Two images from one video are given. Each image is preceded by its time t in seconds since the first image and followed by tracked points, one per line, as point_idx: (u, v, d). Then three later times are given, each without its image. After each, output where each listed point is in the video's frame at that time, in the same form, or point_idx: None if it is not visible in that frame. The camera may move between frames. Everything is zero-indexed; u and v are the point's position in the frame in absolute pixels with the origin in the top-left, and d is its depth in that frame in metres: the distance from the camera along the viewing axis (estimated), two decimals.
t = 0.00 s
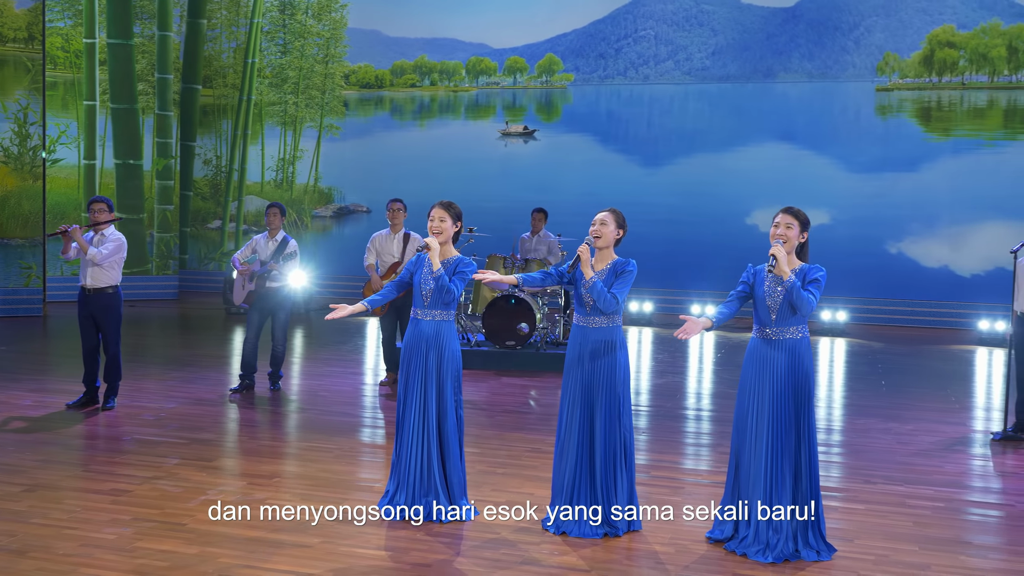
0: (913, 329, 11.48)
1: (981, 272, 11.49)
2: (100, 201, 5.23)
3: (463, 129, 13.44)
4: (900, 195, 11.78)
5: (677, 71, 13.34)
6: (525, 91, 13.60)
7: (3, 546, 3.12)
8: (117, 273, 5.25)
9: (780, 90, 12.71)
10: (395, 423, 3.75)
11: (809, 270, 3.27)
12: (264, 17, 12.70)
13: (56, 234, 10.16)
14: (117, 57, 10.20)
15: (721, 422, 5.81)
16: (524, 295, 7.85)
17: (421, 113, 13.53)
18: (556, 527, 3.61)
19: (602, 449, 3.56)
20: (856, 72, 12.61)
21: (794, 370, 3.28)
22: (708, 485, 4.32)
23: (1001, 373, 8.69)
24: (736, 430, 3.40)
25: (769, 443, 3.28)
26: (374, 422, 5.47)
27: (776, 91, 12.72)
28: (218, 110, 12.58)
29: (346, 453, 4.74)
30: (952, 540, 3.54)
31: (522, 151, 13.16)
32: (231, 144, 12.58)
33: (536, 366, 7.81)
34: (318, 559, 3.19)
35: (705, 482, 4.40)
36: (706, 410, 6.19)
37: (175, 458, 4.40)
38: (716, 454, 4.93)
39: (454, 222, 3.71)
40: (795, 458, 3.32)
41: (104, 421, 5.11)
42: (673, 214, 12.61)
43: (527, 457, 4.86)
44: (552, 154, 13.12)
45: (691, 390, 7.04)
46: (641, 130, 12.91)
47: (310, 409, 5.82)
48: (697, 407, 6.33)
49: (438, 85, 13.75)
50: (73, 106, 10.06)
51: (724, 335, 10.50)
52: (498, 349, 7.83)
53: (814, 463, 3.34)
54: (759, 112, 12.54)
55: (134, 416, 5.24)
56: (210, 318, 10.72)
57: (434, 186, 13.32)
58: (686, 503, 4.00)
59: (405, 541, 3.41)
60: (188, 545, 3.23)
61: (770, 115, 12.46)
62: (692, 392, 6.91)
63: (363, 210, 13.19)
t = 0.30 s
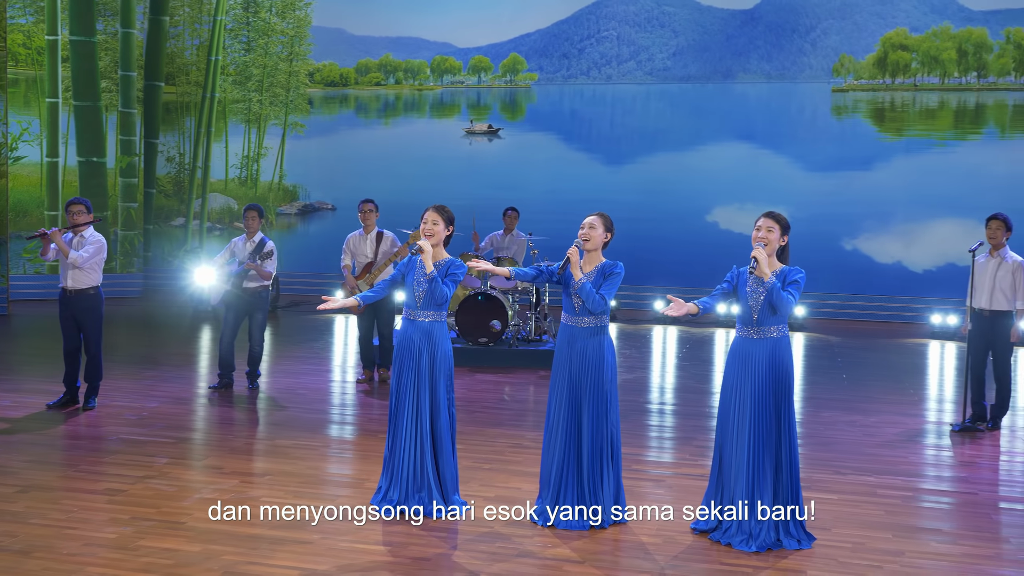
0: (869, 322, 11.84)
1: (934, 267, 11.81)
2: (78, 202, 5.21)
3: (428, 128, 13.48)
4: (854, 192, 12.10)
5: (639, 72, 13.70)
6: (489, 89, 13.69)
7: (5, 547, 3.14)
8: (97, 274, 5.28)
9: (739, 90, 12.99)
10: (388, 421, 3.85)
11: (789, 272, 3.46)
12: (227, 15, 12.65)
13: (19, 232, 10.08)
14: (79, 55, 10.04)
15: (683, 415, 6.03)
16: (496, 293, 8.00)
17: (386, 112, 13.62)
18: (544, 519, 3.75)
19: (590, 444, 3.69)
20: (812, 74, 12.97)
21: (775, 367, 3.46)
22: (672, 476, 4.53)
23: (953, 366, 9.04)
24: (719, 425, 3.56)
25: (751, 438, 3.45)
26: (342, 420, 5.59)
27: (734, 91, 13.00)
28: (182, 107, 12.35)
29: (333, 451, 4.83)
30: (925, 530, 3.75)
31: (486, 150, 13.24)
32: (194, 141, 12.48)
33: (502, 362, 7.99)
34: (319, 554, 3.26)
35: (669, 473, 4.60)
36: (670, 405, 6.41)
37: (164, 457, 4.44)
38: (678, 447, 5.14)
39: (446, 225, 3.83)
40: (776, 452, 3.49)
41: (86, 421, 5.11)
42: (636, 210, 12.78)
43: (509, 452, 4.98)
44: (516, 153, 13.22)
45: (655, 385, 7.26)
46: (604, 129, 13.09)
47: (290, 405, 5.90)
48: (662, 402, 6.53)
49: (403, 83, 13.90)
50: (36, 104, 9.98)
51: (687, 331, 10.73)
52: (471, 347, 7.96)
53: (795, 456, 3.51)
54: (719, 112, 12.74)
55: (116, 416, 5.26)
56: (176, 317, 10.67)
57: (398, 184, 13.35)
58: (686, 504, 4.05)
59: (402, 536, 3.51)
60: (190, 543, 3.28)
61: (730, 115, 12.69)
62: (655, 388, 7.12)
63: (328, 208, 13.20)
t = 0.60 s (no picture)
0: (826, 316, 12.16)
1: (887, 262, 12.09)
2: (54, 204, 5.21)
3: (392, 125, 13.44)
4: (810, 191, 12.34)
5: (601, 71, 13.87)
6: (453, 88, 13.73)
7: (5, 548, 3.18)
8: (74, 275, 5.28)
9: (699, 90, 13.25)
10: (377, 420, 3.95)
11: (765, 273, 3.63)
12: (189, 11, 12.77)
13: None
14: (38, 51, 9.84)
15: (644, 409, 6.24)
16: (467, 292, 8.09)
17: (350, 110, 13.56)
18: (530, 513, 3.86)
19: (574, 440, 3.82)
20: (770, 74, 13.24)
21: (753, 364, 3.62)
22: (635, 468, 4.72)
23: (906, 358, 9.36)
24: (699, 420, 3.72)
25: (730, 432, 3.61)
26: (308, 417, 5.72)
27: (694, 90, 13.26)
28: (142, 105, 12.44)
29: (317, 451, 4.91)
30: (895, 520, 3.95)
31: (450, 147, 13.25)
32: (155, 138, 12.51)
33: (473, 360, 8.12)
34: (317, 550, 3.34)
35: (634, 465, 4.79)
36: (634, 400, 6.61)
37: (150, 457, 4.48)
38: (639, 439, 5.35)
39: (435, 230, 3.97)
40: (754, 445, 3.65)
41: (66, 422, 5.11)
42: (597, 206, 12.84)
43: (490, 448, 5.10)
44: (479, 151, 13.25)
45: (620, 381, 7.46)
46: (566, 128, 13.15)
47: (266, 405, 5.97)
48: (627, 397, 6.71)
49: (366, 82, 13.85)
50: None
51: (650, 326, 10.94)
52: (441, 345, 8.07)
53: (772, 449, 3.68)
54: (679, 112, 12.95)
55: (94, 416, 5.26)
56: (139, 314, 10.59)
57: (361, 182, 13.26)
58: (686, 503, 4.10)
59: (396, 531, 3.61)
60: (188, 542, 3.34)
61: (690, 115, 12.90)
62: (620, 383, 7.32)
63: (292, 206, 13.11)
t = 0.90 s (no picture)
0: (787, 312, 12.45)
1: (846, 259, 12.33)
2: (34, 206, 5.28)
3: (358, 125, 13.41)
4: (771, 188, 12.56)
5: (566, 71, 14.01)
6: (419, 87, 13.79)
7: (8, 550, 3.25)
8: (54, 278, 5.33)
9: (663, 91, 13.45)
10: (367, 420, 4.03)
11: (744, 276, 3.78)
12: (152, 10, 12.69)
13: None
14: None
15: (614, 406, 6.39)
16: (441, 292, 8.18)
17: (316, 109, 13.49)
18: (517, 509, 3.97)
19: (561, 439, 3.93)
20: (732, 75, 13.50)
21: (732, 363, 3.77)
22: (603, 463, 4.88)
23: (865, 354, 9.64)
24: (681, 417, 3.86)
25: (711, 429, 3.76)
26: (276, 417, 5.77)
27: (658, 91, 13.46)
28: (106, 103, 12.45)
29: (303, 452, 4.99)
30: (866, 512, 4.14)
31: (417, 146, 13.25)
32: (119, 137, 12.51)
33: (446, 359, 8.22)
34: (315, 548, 3.43)
35: (603, 460, 4.96)
36: (603, 398, 6.77)
37: (139, 460, 4.55)
38: (607, 435, 5.53)
39: (422, 235, 4.07)
40: (734, 441, 3.80)
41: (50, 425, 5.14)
42: (562, 205, 12.92)
43: (472, 446, 5.22)
44: (445, 149, 13.25)
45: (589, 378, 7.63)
46: (532, 126, 13.30)
47: (246, 405, 6.02)
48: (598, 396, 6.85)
49: (332, 81, 13.81)
50: None
51: (616, 323, 11.13)
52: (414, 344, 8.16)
53: (751, 445, 3.83)
54: (643, 112, 13.13)
55: (75, 419, 5.30)
56: (105, 314, 10.52)
57: (327, 180, 13.19)
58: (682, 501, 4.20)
59: (391, 529, 3.71)
60: (188, 542, 3.42)
61: (653, 115, 13.06)
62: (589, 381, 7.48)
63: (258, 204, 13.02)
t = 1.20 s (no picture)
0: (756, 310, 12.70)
1: (812, 258, 12.61)
2: (22, 211, 5.28)
3: (330, 126, 13.43)
4: (739, 188, 12.76)
5: (537, 73, 14.15)
6: (391, 89, 13.89)
7: (15, 554, 3.34)
8: (40, 282, 5.34)
9: (633, 93, 13.63)
10: (361, 421, 4.13)
11: (728, 282, 3.94)
12: (122, 10, 12.75)
13: None
14: None
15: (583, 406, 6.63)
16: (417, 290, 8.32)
17: (288, 110, 13.47)
18: (508, 507, 4.08)
19: (551, 438, 4.05)
20: (701, 78, 13.74)
21: (716, 365, 3.93)
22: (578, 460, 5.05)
23: (832, 352, 9.90)
24: (667, 417, 4.01)
25: (696, 427, 3.91)
26: (252, 417, 5.95)
27: (629, 93, 13.63)
28: (75, 104, 12.38)
29: (294, 454, 5.09)
30: (843, 507, 4.32)
31: (389, 147, 13.28)
32: (89, 138, 12.52)
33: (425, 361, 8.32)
34: (317, 548, 3.55)
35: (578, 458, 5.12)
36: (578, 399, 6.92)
37: (133, 464, 4.64)
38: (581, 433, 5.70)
39: (415, 240, 4.14)
40: (719, 439, 3.96)
41: (41, 432, 5.20)
42: (535, 208, 13.05)
43: (460, 446, 5.35)
44: (418, 150, 13.28)
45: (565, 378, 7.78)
46: (503, 128, 13.29)
47: (231, 410, 6.10)
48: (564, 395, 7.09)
49: (304, 82, 13.85)
50: None
51: (589, 323, 11.29)
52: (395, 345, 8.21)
53: (735, 444, 3.98)
54: (613, 113, 13.29)
55: (63, 425, 5.37)
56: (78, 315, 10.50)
57: (299, 181, 13.15)
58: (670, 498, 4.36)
59: (388, 528, 3.83)
60: (192, 542, 3.52)
61: (624, 116, 13.22)
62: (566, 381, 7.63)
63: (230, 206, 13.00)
